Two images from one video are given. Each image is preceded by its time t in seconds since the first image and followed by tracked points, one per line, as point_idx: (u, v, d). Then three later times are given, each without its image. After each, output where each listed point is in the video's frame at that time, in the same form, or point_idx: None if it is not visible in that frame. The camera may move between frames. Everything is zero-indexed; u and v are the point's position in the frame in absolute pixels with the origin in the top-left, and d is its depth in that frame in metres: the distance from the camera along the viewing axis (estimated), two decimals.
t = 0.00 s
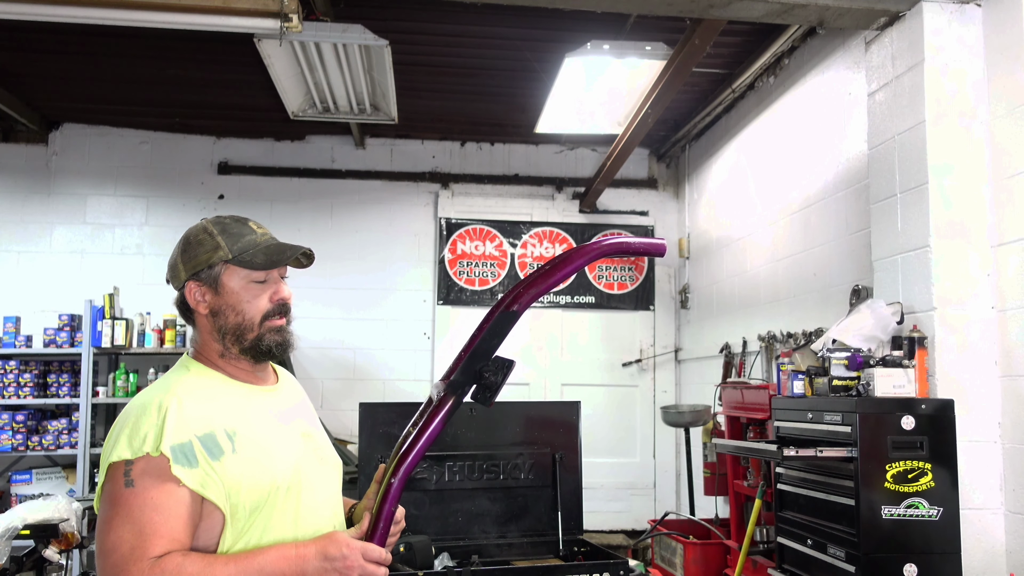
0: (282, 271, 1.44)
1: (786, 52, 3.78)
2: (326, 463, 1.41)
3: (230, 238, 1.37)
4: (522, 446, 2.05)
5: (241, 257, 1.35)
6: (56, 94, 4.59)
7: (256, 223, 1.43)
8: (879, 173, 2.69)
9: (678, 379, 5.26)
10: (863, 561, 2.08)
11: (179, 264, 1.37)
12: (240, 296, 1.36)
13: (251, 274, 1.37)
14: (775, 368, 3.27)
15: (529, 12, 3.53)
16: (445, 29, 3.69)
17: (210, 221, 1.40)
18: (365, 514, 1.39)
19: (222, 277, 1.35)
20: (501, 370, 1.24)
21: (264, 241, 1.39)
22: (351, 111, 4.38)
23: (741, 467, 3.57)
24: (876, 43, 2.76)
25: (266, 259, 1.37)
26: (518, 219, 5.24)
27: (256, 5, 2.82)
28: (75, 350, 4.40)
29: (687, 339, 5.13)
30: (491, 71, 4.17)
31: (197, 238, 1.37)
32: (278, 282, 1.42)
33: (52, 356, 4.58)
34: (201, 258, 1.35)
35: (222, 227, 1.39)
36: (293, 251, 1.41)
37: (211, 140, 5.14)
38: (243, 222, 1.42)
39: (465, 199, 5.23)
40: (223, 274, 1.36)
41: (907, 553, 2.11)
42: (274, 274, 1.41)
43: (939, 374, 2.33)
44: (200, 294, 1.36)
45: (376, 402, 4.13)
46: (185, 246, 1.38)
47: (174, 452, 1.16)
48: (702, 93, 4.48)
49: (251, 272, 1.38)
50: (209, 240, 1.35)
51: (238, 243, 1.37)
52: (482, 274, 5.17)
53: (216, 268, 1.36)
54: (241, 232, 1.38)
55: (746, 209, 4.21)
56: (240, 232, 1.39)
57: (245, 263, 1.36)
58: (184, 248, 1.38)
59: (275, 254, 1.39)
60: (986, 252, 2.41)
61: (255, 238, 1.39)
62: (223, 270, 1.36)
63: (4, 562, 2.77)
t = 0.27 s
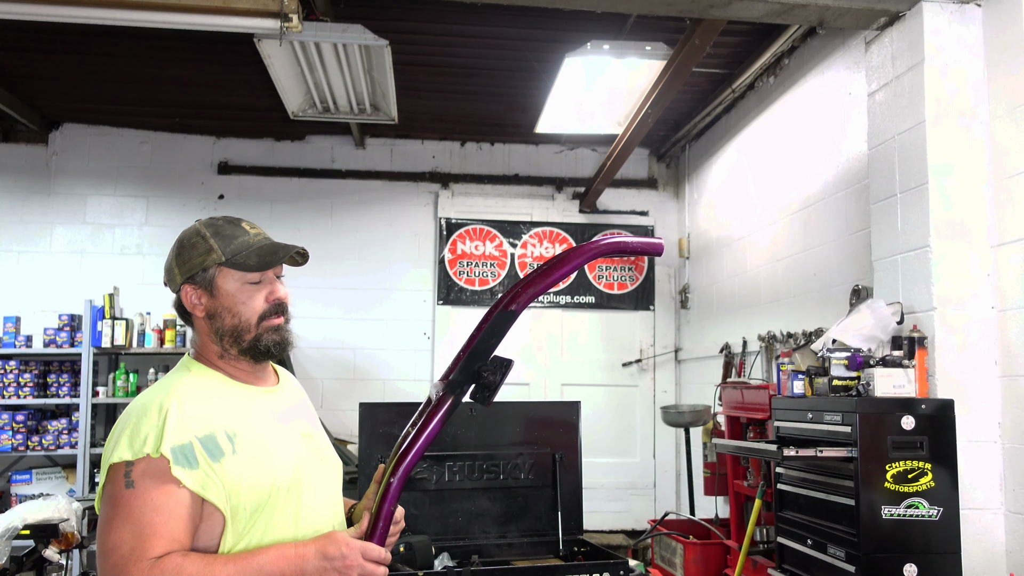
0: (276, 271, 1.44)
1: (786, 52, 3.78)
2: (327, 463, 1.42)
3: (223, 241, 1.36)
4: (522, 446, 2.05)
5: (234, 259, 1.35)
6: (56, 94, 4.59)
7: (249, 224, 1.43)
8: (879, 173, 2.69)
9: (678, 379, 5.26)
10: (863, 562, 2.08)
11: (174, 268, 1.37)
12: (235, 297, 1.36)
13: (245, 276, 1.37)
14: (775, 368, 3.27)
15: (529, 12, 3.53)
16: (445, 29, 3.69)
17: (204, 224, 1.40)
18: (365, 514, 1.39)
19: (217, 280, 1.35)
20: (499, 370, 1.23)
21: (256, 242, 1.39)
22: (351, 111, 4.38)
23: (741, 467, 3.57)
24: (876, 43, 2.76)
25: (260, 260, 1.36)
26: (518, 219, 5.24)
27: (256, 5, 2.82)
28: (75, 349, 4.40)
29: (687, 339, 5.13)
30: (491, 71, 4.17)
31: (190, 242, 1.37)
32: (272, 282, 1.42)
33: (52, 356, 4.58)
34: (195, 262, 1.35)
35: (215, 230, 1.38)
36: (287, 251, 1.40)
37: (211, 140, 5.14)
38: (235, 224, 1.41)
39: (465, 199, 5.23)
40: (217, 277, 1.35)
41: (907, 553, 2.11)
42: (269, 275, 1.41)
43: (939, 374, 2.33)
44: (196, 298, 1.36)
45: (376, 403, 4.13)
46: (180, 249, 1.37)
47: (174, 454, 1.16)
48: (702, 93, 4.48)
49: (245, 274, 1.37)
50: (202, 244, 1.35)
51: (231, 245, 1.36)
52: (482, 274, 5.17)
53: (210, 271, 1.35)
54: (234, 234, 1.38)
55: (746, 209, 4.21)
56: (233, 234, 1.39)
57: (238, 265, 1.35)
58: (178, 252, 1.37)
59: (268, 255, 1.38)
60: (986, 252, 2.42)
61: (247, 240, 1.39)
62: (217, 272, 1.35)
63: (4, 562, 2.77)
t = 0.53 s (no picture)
0: (252, 265, 1.42)
1: (786, 52, 3.78)
2: (327, 463, 1.42)
3: (193, 242, 1.38)
4: (523, 446, 2.05)
5: (200, 257, 1.36)
6: (56, 94, 4.59)
7: (231, 223, 1.43)
8: (879, 173, 2.69)
9: (678, 379, 5.26)
10: (863, 561, 2.08)
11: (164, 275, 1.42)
12: (209, 297, 1.37)
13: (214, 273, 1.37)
14: (775, 368, 3.27)
15: (529, 12, 3.53)
16: (445, 29, 3.69)
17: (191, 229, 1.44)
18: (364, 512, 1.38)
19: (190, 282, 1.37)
20: (497, 370, 1.23)
21: (223, 237, 1.38)
22: (351, 111, 4.37)
23: (741, 467, 3.57)
24: (876, 43, 2.76)
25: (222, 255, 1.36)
26: (518, 219, 5.24)
27: (256, 5, 2.82)
28: (75, 349, 4.40)
29: (687, 339, 5.13)
30: (491, 71, 4.17)
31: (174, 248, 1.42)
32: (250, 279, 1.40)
33: (52, 356, 4.58)
34: (174, 266, 1.39)
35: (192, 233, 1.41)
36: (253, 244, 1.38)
37: (211, 140, 5.14)
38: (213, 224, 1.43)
39: (465, 199, 5.23)
40: (191, 278, 1.38)
41: (907, 553, 2.11)
42: (241, 269, 1.40)
43: (939, 374, 2.33)
44: (180, 301, 1.40)
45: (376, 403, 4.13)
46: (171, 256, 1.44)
47: (174, 453, 1.16)
48: (702, 93, 4.48)
49: (215, 271, 1.38)
50: (178, 248, 1.39)
51: (199, 245, 1.38)
52: (482, 274, 5.17)
53: (186, 274, 1.38)
54: (207, 234, 1.39)
55: (746, 209, 4.21)
56: (208, 234, 1.39)
57: (205, 264, 1.36)
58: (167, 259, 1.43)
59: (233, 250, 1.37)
60: (987, 252, 2.42)
61: (216, 236, 1.39)
62: (190, 273, 1.38)
63: (4, 562, 2.77)
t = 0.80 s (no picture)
0: (245, 269, 1.43)
1: (786, 52, 3.78)
2: (329, 465, 1.41)
3: (188, 249, 1.41)
4: (522, 446, 2.05)
5: (193, 264, 1.38)
6: (55, 94, 4.59)
7: (225, 226, 1.43)
8: (879, 173, 2.69)
9: (678, 379, 5.26)
10: (863, 561, 2.08)
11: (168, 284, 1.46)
12: (204, 304, 1.39)
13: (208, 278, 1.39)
14: (775, 368, 3.27)
15: (529, 12, 3.53)
16: (445, 29, 3.69)
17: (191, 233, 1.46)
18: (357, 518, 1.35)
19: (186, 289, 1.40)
20: (490, 373, 1.15)
21: (214, 242, 1.39)
22: (351, 111, 4.37)
23: (741, 467, 3.57)
24: (876, 43, 2.76)
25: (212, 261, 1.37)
26: (518, 218, 5.24)
27: (256, 5, 2.82)
28: (75, 349, 4.40)
29: (687, 339, 5.13)
30: (491, 71, 4.17)
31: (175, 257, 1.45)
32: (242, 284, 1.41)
33: (52, 356, 4.58)
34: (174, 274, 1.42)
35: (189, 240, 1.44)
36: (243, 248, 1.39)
37: (211, 140, 5.14)
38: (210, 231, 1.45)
39: (465, 199, 5.23)
40: (187, 284, 1.41)
41: (907, 553, 2.11)
42: (234, 274, 1.41)
43: (939, 374, 2.33)
44: (182, 307, 1.43)
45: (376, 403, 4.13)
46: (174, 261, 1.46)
47: (172, 454, 1.16)
48: (702, 93, 4.48)
49: (210, 277, 1.40)
50: (176, 256, 1.42)
51: (193, 251, 1.40)
52: (482, 274, 5.17)
53: (184, 281, 1.41)
54: (202, 240, 1.40)
55: (746, 210, 4.21)
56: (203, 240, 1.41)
57: (198, 270, 1.38)
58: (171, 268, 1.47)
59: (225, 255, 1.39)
60: (987, 252, 2.42)
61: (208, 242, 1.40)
62: (187, 280, 1.40)
63: (4, 562, 2.76)
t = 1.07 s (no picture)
0: (245, 270, 1.42)
1: (786, 52, 3.78)
2: (329, 465, 1.41)
3: (189, 249, 1.41)
4: (522, 446, 2.05)
5: (194, 264, 1.38)
6: (55, 94, 4.59)
7: (226, 227, 1.43)
8: (879, 173, 2.69)
9: (678, 379, 5.26)
10: (863, 561, 2.08)
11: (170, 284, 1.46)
12: (206, 304, 1.40)
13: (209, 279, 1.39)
14: (775, 368, 3.27)
15: (529, 12, 3.53)
16: (445, 29, 3.69)
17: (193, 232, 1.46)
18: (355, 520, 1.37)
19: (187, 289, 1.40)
20: (486, 373, 1.15)
21: (215, 244, 1.39)
22: (351, 111, 4.37)
23: (741, 467, 3.57)
24: (876, 43, 2.76)
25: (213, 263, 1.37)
26: (518, 218, 5.24)
27: (256, 5, 2.82)
28: (75, 349, 4.40)
29: (686, 339, 5.13)
30: (491, 71, 4.17)
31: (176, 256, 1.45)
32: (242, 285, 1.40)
33: (52, 356, 4.58)
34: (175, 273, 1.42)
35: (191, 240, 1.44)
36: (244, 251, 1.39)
37: (211, 140, 5.14)
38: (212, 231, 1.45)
39: (465, 199, 5.23)
40: (188, 284, 1.41)
41: (907, 553, 2.11)
42: (235, 276, 1.41)
43: (939, 374, 2.33)
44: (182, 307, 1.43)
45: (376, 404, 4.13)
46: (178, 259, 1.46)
47: (168, 454, 1.16)
48: (702, 93, 4.48)
49: (211, 278, 1.40)
50: (177, 256, 1.42)
51: (194, 252, 1.40)
52: (482, 274, 5.16)
53: (185, 280, 1.41)
54: (203, 241, 1.40)
55: (746, 209, 4.21)
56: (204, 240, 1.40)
57: (199, 271, 1.38)
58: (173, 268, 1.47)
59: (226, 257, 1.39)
60: (986, 252, 2.42)
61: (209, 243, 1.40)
62: (188, 280, 1.40)
63: (4, 562, 2.76)
